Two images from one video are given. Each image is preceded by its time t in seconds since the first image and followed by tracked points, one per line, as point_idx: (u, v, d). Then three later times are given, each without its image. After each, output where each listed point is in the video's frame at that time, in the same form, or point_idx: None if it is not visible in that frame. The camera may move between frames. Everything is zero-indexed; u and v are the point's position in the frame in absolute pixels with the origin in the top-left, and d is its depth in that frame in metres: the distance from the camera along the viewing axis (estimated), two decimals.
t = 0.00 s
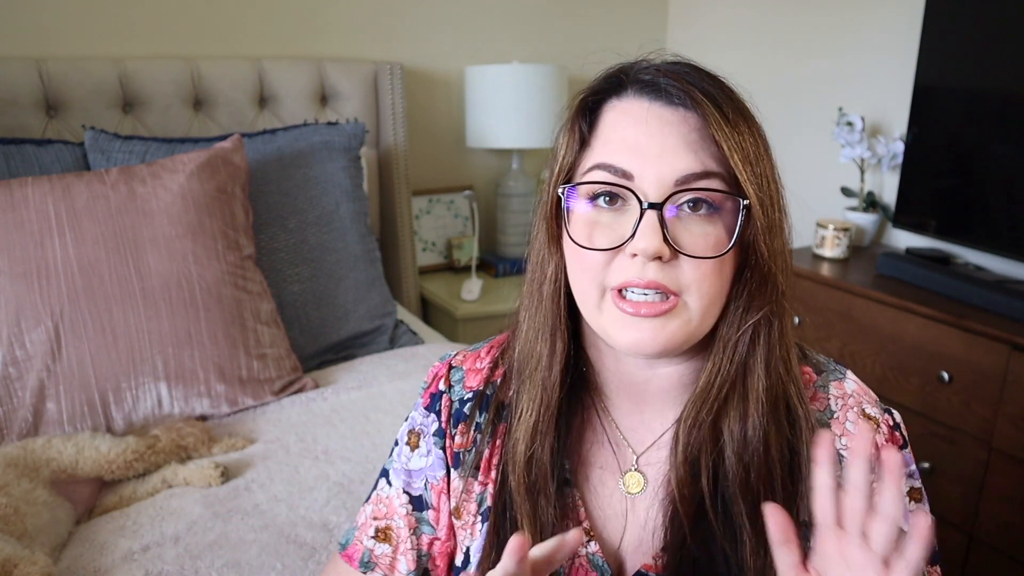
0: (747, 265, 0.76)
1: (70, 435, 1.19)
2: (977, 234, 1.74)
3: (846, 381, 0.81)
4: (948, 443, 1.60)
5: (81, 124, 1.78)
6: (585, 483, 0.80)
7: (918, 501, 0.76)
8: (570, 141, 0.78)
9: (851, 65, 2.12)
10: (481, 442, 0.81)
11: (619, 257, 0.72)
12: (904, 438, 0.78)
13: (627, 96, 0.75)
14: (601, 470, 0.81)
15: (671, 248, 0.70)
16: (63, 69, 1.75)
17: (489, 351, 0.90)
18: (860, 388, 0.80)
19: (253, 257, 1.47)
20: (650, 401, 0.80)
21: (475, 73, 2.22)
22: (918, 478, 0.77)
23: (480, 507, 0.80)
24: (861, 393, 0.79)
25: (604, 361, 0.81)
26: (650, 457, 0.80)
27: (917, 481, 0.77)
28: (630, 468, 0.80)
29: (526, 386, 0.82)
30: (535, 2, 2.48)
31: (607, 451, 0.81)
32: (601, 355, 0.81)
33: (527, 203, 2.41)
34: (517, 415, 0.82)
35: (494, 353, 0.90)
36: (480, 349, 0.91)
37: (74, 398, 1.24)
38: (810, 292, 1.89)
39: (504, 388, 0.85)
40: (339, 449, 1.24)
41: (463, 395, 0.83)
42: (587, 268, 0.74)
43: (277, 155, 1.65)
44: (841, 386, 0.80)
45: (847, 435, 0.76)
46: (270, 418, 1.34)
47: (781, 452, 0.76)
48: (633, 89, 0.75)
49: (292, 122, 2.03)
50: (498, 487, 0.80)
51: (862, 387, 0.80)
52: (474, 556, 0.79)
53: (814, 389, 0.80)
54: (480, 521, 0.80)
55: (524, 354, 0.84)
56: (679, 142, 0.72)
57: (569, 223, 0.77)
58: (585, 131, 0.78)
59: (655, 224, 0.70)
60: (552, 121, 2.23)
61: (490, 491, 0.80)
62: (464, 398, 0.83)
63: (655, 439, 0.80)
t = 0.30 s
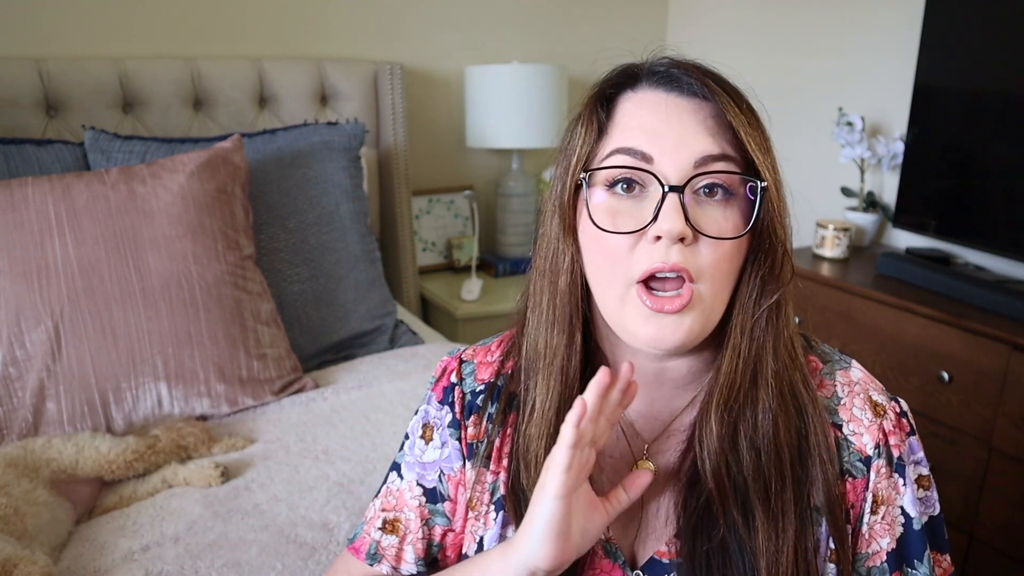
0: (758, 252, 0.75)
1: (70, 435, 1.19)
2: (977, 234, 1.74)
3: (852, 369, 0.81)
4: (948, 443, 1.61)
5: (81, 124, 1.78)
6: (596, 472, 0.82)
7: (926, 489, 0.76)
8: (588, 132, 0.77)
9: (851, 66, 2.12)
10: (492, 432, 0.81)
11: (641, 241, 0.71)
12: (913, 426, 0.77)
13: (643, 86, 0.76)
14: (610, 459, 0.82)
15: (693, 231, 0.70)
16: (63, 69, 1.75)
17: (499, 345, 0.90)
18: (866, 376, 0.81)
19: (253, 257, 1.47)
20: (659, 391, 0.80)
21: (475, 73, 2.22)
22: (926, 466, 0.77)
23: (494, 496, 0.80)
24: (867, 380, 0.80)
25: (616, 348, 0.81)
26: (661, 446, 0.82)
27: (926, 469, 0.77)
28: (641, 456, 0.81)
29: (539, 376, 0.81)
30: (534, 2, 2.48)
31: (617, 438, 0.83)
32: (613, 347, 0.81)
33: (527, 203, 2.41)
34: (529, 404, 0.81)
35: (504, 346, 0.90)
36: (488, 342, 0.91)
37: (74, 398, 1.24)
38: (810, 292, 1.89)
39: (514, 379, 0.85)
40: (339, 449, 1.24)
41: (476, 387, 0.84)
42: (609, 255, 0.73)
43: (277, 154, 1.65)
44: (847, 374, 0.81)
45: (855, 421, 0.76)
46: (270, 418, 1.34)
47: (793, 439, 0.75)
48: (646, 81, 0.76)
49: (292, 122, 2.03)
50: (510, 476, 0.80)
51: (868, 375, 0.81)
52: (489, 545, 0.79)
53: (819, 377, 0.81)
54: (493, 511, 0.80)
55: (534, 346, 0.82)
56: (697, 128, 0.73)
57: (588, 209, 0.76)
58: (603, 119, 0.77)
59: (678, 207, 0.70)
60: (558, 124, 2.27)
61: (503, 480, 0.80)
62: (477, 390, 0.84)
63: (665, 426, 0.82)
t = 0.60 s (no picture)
0: (780, 261, 0.76)
1: (70, 435, 1.19)
2: (977, 234, 1.74)
3: (867, 377, 0.81)
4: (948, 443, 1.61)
5: (81, 124, 1.78)
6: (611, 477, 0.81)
7: (937, 500, 0.76)
8: (601, 142, 0.77)
9: (851, 65, 2.12)
10: (503, 433, 0.81)
11: (653, 254, 0.72)
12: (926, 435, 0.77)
13: (657, 95, 0.75)
14: (627, 463, 0.81)
15: (707, 244, 0.71)
16: (63, 69, 1.75)
17: (509, 341, 0.90)
18: (881, 385, 0.81)
19: (253, 257, 1.47)
20: (676, 397, 0.81)
21: (475, 73, 2.22)
22: (937, 476, 0.76)
23: (503, 497, 0.81)
24: (882, 390, 0.80)
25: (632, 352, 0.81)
26: (678, 450, 0.80)
27: (937, 479, 0.76)
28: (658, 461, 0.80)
29: (555, 381, 0.82)
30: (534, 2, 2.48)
31: (632, 442, 0.82)
32: (631, 351, 0.81)
33: (528, 203, 2.41)
34: (545, 407, 0.82)
35: (515, 342, 0.90)
36: (498, 338, 0.90)
37: (74, 398, 1.24)
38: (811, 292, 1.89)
39: (526, 379, 0.85)
40: (339, 449, 1.24)
41: (486, 385, 0.84)
42: (623, 265, 0.74)
43: (277, 155, 1.65)
44: (862, 383, 0.81)
45: (871, 430, 0.77)
46: (270, 418, 1.34)
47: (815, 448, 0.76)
48: (662, 89, 0.75)
49: (291, 122, 2.03)
50: (519, 476, 0.81)
51: (882, 385, 0.81)
52: (498, 547, 0.80)
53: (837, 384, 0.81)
54: (502, 512, 0.81)
55: (552, 352, 0.83)
56: (713, 137, 0.72)
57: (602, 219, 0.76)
58: (616, 130, 0.77)
59: (691, 220, 0.71)
60: (560, 126, 2.29)
61: (512, 481, 0.81)
62: (487, 389, 0.83)
63: (681, 431, 0.81)
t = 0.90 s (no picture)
0: (779, 271, 0.75)
1: (70, 435, 1.20)
2: (977, 234, 1.74)
3: (872, 385, 0.80)
4: (948, 443, 1.61)
5: (81, 124, 1.78)
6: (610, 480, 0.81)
7: (939, 509, 0.76)
8: (601, 150, 0.77)
9: (851, 65, 2.12)
10: (502, 432, 0.82)
11: (650, 265, 0.73)
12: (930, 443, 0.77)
13: (657, 102, 0.74)
14: (626, 466, 0.81)
15: (703, 256, 0.70)
16: (63, 69, 1.75)
17: (512, 340, 0.90)
18: (886, 393, 0.80)
19: (253, 257, 1.47)
20: (677, 403, 0.81)
21: (475, 73, 2.22)
22: (940, 485, 0.76)
23: (501, 497, 0.81)
24: (887, 397, 0.80)
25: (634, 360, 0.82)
26: (678, 454, 0.81)
27: (940, 489, 0.76)
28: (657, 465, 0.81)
29: (554, 385, 0.82)
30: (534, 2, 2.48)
31: (632, 446, 0.82)
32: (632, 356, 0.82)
33: (528, 203, 2.41)
34: (544, 408, 0.82)
35: (518, 342, 0.90)
36: (502, 337, 0.91)
37: (74, 398, 1.24)
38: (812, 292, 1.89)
39: (527, 379, 0.85)
40: (339, 449, 1.24)
41: (487, 384, 0.84)
42: (618, 274, 0.74)
43: (277, 155, 1.65)
44: (867, 391, 0.80)
45: (874, 438, 0.76)
46: (271, 418, 1.35)
47: (812, 459, 0.76)
48: (663, 95, 0.74)
49: (292, 122, 2.03)
50: (517, 477, 0.81)
51: (887, 392, 0.80)
52: (495, 547, 0.80)
53: (841, 392, 0.80)
54: (500, 511, 0.81)
55: (552, 356, 0.83)
56: (710, 148, 0.71)
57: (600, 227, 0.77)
58: (615, 137, 0.77)
59: (686, 232, 0.70)
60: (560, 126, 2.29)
61: (510, 481, 0.81)
62: (488, 388, 0.84)
63: (680, 436, 0.81)
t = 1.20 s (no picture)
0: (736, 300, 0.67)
1: (70, 435, 1.20)
2: (977, 234, 1.74)
3: (880, 394, 0.78)
4: (948, 442, 1.61)
5: (81, 124, 1.78)
6: (609, 477, 0.81)
7: (941, 526, 0.73)
8: (564, 158, 0.81)
9: (852, 65, 2.12)
10: (504, 427, 0.83)
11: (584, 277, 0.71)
12: (937, 456, 0.74)
13: (604, 122, 0.71)
14: (624, 465, 0.81)
15: (619, 276, 0.67)
16: (63, 69, 1.75)
17: (525, 337, 0.92)
18: (894, 402, 0.77)
19: (253, 257, 1.47)
20: (674, 404, 0.78)
21: (475, 73, 2.22)
22: (944, 502, 0.73)
23: (501, 491, 0.82)
24: (895, 407, 0.77)
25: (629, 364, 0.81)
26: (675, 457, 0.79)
27: (944, 505, 0.73)
28: (655, 466, 0.80)
29: (558, 375, 0.84)
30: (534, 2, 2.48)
31: (629, 445, 0.82)
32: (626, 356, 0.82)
33: (527, 203, 2.41)
34: (550, 402, 0.83)
35: (530, 339, 0.91)
36: (516, 334, 0.93)
37: (74, 398, 1.24)
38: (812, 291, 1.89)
39: (534, 375, 0.87)
40: (339, 449, 1.24)
41: (493, 379, 0.87)
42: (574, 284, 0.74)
43: (277, 154, 1.65)
44: (874, 399, 0.77)
45: (878, 448, 0.74)
46: (270, 418, 1.35)
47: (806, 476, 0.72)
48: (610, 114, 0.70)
49: (292, 122, 2.03)
50: (518, 470, 0.82)
51: (896, 402, 0.78)
52: (493, 538, 0.81)
53: (845, 400, 0.77)
54: (500, 506, 0.82)
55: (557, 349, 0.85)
56: (631, 170, 0.66)
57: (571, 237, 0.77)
58: (575, 149, 0.80)
59: (604, 251, 0.68)
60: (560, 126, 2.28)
61: (511, 475, 0.82)
62: (494, 383, 0.86)
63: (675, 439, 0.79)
